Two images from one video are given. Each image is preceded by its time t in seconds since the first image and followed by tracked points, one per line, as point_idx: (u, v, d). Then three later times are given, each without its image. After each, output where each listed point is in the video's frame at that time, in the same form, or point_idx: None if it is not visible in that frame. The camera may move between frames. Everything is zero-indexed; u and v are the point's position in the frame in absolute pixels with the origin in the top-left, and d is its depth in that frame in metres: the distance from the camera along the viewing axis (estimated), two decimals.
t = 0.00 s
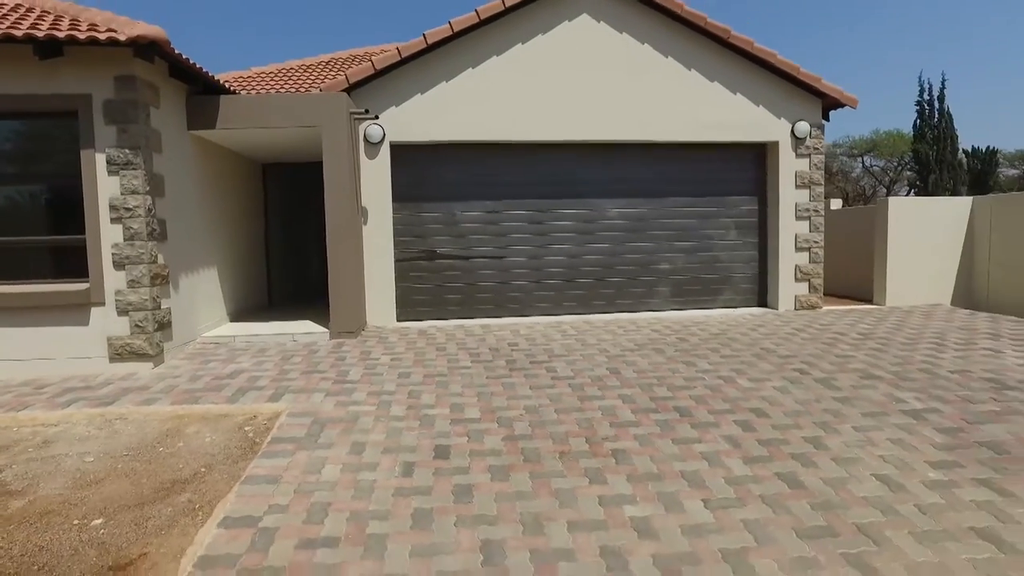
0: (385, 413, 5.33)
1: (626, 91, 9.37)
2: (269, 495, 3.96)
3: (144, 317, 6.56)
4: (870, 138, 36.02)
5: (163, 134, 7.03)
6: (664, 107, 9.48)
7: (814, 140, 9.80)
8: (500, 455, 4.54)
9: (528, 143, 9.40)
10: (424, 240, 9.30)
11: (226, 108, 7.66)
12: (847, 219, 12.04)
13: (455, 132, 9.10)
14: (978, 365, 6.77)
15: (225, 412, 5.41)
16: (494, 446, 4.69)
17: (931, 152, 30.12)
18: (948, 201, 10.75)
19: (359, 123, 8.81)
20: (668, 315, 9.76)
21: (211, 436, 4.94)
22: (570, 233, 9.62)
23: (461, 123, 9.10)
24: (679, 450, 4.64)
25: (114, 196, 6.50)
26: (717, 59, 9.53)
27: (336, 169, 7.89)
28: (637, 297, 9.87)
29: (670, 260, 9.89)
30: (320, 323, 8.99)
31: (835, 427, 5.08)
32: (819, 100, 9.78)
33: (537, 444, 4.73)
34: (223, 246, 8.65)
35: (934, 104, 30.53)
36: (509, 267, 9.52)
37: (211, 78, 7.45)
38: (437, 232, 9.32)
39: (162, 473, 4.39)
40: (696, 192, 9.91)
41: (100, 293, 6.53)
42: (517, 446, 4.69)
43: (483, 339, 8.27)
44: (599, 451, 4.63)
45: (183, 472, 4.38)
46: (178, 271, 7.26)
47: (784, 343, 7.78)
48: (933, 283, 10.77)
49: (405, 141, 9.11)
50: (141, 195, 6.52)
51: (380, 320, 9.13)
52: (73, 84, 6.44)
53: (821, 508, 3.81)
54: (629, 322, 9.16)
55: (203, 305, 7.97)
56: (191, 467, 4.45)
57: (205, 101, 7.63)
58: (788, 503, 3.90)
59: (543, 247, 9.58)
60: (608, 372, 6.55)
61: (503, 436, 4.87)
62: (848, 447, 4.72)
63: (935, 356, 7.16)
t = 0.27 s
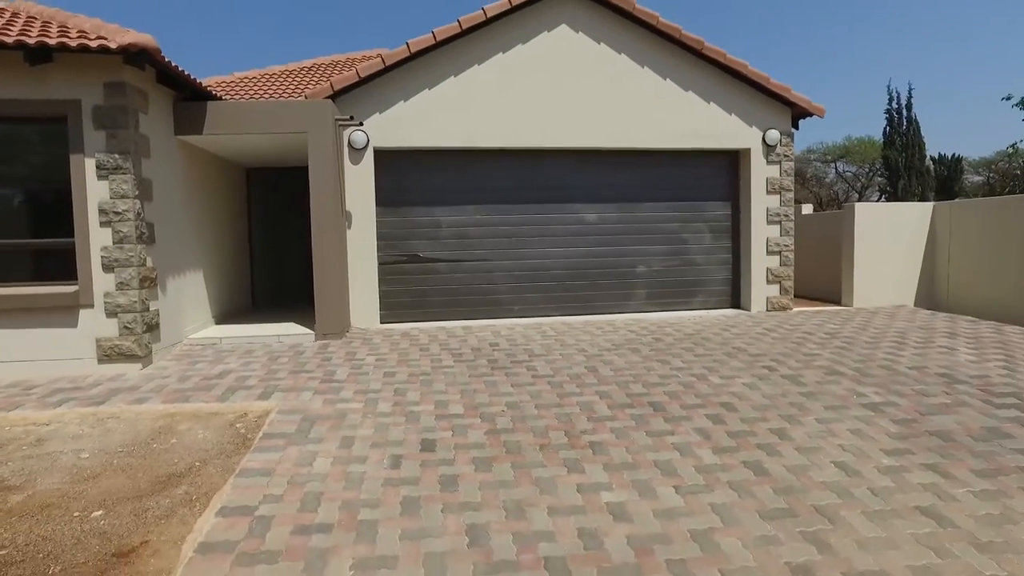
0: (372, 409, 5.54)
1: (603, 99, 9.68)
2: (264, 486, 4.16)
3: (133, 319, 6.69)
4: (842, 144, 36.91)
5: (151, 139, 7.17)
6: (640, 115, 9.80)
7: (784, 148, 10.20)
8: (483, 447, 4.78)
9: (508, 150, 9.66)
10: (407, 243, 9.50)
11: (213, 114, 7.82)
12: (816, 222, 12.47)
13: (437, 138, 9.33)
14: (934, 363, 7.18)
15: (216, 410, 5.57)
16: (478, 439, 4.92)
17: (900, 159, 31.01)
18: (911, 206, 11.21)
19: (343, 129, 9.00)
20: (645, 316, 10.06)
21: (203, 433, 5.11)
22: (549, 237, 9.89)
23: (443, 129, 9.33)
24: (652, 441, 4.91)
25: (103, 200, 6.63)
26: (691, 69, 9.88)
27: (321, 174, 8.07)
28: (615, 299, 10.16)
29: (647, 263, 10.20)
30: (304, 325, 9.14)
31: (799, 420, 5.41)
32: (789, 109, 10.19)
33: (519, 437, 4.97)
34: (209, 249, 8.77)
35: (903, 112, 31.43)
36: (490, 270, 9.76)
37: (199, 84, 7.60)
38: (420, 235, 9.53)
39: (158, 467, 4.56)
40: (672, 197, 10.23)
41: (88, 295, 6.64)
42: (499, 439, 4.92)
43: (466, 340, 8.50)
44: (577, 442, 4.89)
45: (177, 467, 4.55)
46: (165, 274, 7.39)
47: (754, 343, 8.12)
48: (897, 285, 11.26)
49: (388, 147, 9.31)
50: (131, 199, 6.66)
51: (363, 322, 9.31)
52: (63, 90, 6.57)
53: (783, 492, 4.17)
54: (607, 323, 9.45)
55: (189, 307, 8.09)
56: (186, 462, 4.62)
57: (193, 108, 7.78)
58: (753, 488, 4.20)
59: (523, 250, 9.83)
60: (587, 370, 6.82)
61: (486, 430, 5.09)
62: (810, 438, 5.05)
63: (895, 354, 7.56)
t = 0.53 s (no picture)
0: (359, 408, 5.73)
1: (583, 107, 9.95)
2: (256, 480, 4.34)
3: (122, 321, 6.83)
4: (819, 149, 37.62)
5: (140, 145, 7.30)
6: (619, 122, 10.09)
7: (757, 154, 10.53)
8: (466, 442, 4.99)
9: (491, 155, 9.89)
10: (391, 247, 9.70)
11: (200, 120, 7.96)
12: (790, 226, 12.85)
13: (421, 144, 9.54)
14: (896, 361, 7.55)
15: (206, 410, 5.74)
16: (461, 435, 5.13)
17: (875, 163, 31.69)
18: (880, 211, 11.61)
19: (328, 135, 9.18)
20: (624, 318, 10.34)
21: (195, 431, 5.27)
22: (530, 241, 10.13)
23: (427, 135, 9.54)
24: (627, 435, 5.17)
25: (92, 205, 6.76)
26: (667, 78, 10.20)
27: (307, 179, 8.24)
28: (595, 301, 10.43)
29: (625, 267, 10.49)
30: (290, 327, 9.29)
31: (766, 416, 5.71)
32: (761, 118, 10.54)
33: (500, 432, 5.19)
34: (195, 252, 8.89)
35: (877, 118, 32.16)
36: (472, 273, 9.98)
37: (187, 91, 7.75)
38: (404, 239, 9.73)
39: (152, 464, 4.72)
40: (649, 202, 10.54)
41: (78, 298, 6.76)
42: (481, 435, 5.14)
43: (449, 341, 8.71)
44: (555, 437, 5.12)
45: (171, 463, 4.72)
46: (153, 277, 7.52)
47: (728, 343, 8.42)
48: (866, 287, 11.71)
49: (372, 153, 9.50)
50: (120, 204, 6.79)
51: (348, 324, 9.48)
52: (54, 97, 6.69)
53: (749, 481, 4.48)
54: (586, 325, 9.71)
55: (177, 310, 8.22)
56: (179, 458, 4.78)
57: (181, 114, 7.93)
58: (721, 479, 4.49)
59: (505, 254, 10.06)
60: (566, 370, 7.06)
61: (469, 426, 5.31)
62: (775, 432, 5.35)
63: (861, 354, 7.92)
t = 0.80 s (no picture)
0: (348, 407, 5.94)
1: (567, 115, 10.23)
2: (249, 474, 4.54)
3: (116, 324, 7.00)
4: (803, 155, 38.18)
5: (133, 152, 7.49)
6: (602, 130, 10.38)
7: (736, 161, 10.86)
8: (451, 438, 5.22)
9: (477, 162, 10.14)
10: (379, 252, 9.91)
11: (193, 128, 8.16)
12: (770, 230, 13.19)
13: (409, 151, 9.77)
14: (866, 362, 7.86)
15: (199, 409, 5.93)
16: (446, 431, 5.36)
17: (857, 169, 32.20)
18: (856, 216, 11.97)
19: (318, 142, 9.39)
20: (607, 321, 10.60)
21: (189, 429, 5.47)
22: (515, 246, 10.38)
23: (414, 143, 9.78)
24: (605, 431, 5.42)
25: (87, 210, 6.93)
26: (648, 87, 10.50)
27: (297, 185, 8.45)
28: (579, 304, 10.68)
29: (608, 271, 10.76)
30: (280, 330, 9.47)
31: (738, 412, 5.99)
32: (740, 126, 10.87)
33: (483, 429, 5.42)
34: (186, 257, 9.07)
35: (859, 126, 32.73)
36: (459, 277, 10.21)
37: (180, 99, 7.95)
38: (392, 244, 9.95)
39: (148, 460, 4.91)
40: (631, 207, 10.82)
41: (72, 301, 6.93)
42: (465, 431, 5.37)
43: (436, 343, 8.92)
44: (536, 432, 5.36)
45: (166, 459, 4.91)
46: (146, 281, 7.70)
47: (706, 345, 8.70)
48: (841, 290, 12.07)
49: (361, 160, 9.72)
50: (114, 209, 6.98)
51: (337, 327, 9.67)
52: (50, 105, 6.88)
53: (718, 473, 4.74)
54: (570, 327, 9.96)
55: (168, 313, 8.39)
56: (174, 454, 4.98)
57: (173, 122, 8.13)
58: (692, 470, 4.75)
59: (491, 258, 10.31)
60: (549, 370, 7.31)
61: (454, 423, 5.53)
62: (746, 428, 5.62)
63: (833, 354, 8.22)
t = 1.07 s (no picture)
0: (340, 404, 6.13)
1: (554, 121, 10.46)
2: (244, 468, 4.72)
3: (112, 325, 7.16)
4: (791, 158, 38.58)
5: (129, 156, 7.65)
6: (589, 135, 10.61)
7: (721, 166, 11.11)
8: (439, 433, 5.42)
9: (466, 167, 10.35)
10: (370, 255, 10.10)
11: (187, 133, 8.34)
12: (754, 233, 13.48)
13: (399, 156, 9.97)
14: (842, 361, 8.12)
15: (195, 407, 6.10)
16: (434, 427, 5.56)
17: (844, 173, 32.55)
18: (837, 219, 12.26)
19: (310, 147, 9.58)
20: (594, 322, 10.83)
21: (185, 426, 5.64)
22: (504, 249, 10.60)
23: (404, 148, 9.98)
24: (587, 426, 5.64)
25: (84, 214, 7.09)
26: (634, 94, 10.75)
27: (290, 189, 8.63)
28: (566, 306, 10.90)
29: (595, 273, 10.98)
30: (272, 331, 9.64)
31: (717, 409, 6.22)
32: (723, 131, 11.13)
33: (470, 424, 5.62)
34: (180, 259, 9.22)
35: (845, 129, 33.14)
36: (449, 279, 10.41)
37: (175, 105, 8.13)
38: (383, 247, 10.14)
39: (146, 455, 5.08)
40: (618, 211, 11.06)
41: (68, 303, 7.08)
42: (453, 427, 5.57)
43: (426, 343, 9.11)
44: (521, 427, 5.57)
45: (164, 454, 5.08)
46: (141, 283, 7.86)
47: (689, 345, 8.94)
48: (823, 291, 12.35)
49: (353, 164, 9.91)
50: (111, 213, 7.14)
51: (329, 328, 9.85)
52: (47, 111, 7.04)
53: (694, 465, 4.96)
54: (557, 328, 10.18)
55: (162, 315, 8.54)
56: (172, 450, 5.16)
57: (168, 127, 8.30)
58: (670, 462, 4.97)
59: (480, 261, 10.51)
60: (535, 369, 7.52)
61: (442, 419, 5.73)
62: (723, 423, 5.85)
63: (811, 353, 8.48)
